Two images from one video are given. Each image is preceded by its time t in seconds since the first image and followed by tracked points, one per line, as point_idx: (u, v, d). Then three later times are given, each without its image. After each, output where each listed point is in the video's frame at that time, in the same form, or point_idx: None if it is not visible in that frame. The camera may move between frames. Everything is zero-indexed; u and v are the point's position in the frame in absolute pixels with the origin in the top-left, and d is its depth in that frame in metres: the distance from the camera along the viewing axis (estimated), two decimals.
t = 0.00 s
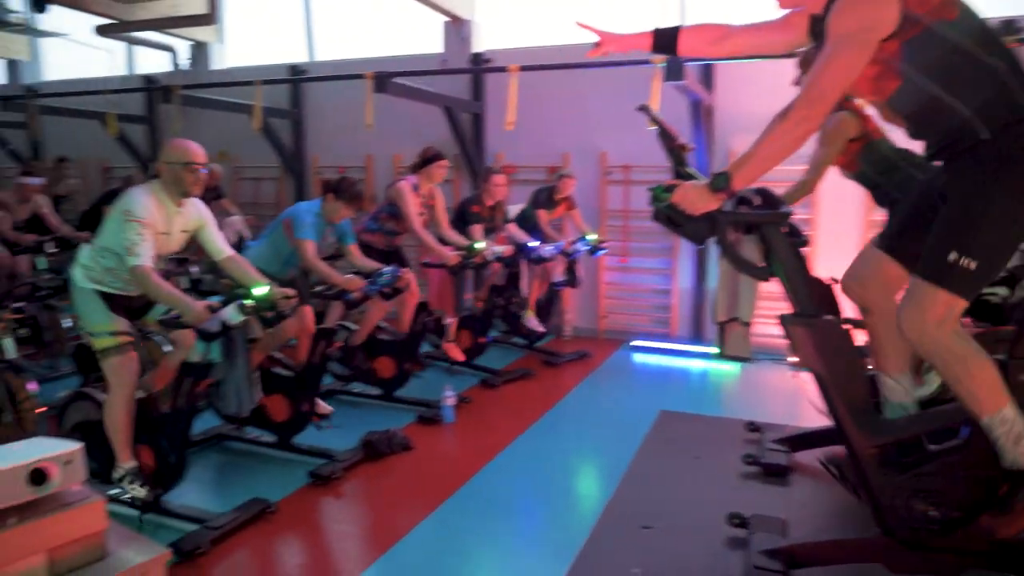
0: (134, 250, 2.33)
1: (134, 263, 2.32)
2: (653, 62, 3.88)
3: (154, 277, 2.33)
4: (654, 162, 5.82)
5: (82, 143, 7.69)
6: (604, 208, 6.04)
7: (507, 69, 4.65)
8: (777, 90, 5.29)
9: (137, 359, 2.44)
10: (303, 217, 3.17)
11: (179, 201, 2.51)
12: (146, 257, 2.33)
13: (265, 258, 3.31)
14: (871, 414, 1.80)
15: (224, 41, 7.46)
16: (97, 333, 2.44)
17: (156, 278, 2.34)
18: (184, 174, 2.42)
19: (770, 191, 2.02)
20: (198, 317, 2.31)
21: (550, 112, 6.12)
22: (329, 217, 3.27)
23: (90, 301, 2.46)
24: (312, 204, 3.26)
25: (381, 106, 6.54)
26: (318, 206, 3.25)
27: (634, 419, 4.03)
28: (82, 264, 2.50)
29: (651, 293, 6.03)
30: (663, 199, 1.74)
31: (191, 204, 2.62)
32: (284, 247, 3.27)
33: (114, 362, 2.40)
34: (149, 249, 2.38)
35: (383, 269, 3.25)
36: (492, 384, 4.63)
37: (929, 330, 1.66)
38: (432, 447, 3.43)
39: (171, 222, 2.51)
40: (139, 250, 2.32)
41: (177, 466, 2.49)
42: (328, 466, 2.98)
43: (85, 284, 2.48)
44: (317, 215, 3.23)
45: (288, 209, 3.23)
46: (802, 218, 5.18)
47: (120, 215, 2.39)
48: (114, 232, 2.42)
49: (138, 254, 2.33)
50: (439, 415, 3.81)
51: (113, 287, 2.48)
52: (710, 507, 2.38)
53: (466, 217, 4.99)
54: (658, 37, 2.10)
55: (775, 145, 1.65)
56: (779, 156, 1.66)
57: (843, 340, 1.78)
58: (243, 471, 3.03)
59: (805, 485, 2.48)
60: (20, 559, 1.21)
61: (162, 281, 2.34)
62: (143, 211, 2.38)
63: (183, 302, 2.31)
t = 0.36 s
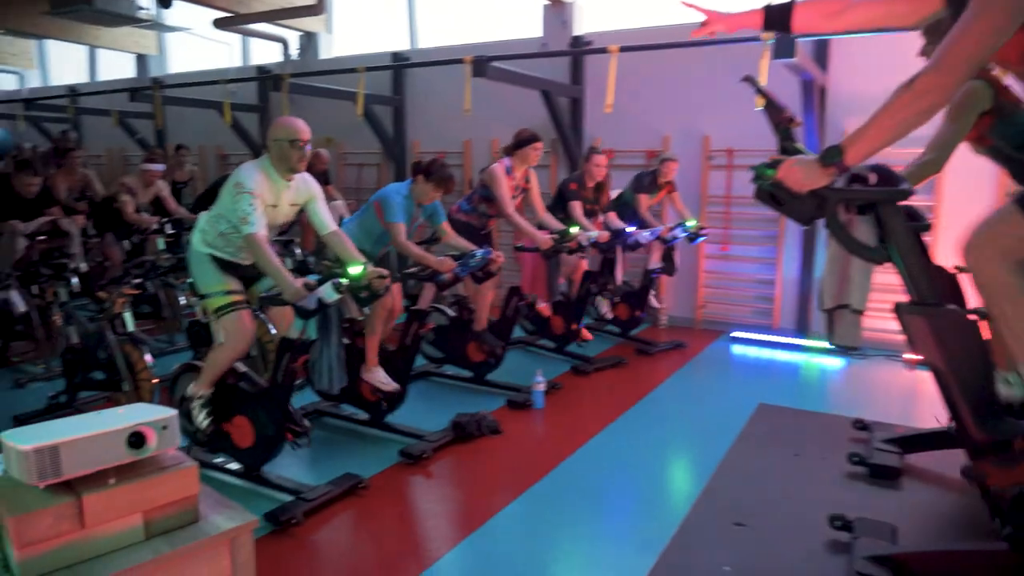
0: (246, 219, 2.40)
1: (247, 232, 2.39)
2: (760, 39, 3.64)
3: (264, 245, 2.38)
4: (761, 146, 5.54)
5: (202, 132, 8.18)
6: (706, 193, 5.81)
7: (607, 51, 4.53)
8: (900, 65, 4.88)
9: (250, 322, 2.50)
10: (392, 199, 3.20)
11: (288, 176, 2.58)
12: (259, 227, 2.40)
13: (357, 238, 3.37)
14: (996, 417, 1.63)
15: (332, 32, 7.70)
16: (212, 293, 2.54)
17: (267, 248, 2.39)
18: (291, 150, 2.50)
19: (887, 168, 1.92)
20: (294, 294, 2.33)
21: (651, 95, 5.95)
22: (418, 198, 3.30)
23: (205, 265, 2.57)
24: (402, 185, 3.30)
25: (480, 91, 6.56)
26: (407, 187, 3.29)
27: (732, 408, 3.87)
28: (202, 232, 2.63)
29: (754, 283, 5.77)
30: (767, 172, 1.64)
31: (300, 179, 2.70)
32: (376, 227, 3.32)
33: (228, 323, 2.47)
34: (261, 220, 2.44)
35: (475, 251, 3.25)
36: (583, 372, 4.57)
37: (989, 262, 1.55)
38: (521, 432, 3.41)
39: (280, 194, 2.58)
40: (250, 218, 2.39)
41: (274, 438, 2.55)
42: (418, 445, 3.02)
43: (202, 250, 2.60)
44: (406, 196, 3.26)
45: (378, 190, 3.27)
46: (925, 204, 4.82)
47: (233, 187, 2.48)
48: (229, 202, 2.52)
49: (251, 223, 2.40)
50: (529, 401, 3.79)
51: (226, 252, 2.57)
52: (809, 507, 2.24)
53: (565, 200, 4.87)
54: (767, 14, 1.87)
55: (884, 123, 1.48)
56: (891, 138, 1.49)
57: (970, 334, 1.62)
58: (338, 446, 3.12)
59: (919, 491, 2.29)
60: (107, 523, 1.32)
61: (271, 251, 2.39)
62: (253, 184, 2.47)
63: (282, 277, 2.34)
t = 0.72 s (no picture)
0: (294, 203, 2.37)
1: (293, 216, 2.37)
2: (839, 14, 3.39)
3: (311, 230, 2.36)
4: (837, 130, 5.23)
5: (268, 119, 8.32)
6: (775, 180, 5.55)
7: (672, 31, 4.33)
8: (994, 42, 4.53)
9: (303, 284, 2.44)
10: (450, 186, 3.13)
11: (333, 157, 2.54)
12: (306, 213, 2.38)
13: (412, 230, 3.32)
14: None
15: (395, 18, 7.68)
16: (261, 261, 2.51)
17: (314, 231, 2.38)
18: (334, 130, 2.45)
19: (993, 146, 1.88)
20: (343, 280, 2.29)
21: (719, 78, 5.70)
22: (476, 184, 3.22)
23: (252, 238, 2.56)
24: (460, 171, 3.22)
25: (541, 75, 6.43)
26: (466, 173, 3.21)
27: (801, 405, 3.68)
28: (249, 207, 2.60)
29: (825, 275, 5.49)
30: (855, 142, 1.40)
31: (347, 159, 2.63)
32: (432, 215, 3.27)
33: (281, 284, 2.42)
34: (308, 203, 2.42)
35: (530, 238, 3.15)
36: (642, 364, 4.43)
37: None
38: (576, 425, 3.31)
39: (326, 177, 2.54)
40: (297, 203, 2.36)
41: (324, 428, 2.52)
42: (469, 436, 2.96)
43: (250, 223, 2.59)
44: (465, 183, 3.18)
45: (436, 177, 3.21)
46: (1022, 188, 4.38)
47: (279, 171, 2.44)
48: (274, 182, 2.48)
49: (298, 206, 2.38)
50: (585, 393, 3.68)
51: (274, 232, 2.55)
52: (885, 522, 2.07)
53: (625, 180, 4.64)
54: None
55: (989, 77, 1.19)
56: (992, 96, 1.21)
57: None
58: (389, 435, 3.09)
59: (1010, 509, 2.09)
60: (131, 515, 1.28)
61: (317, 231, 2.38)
62: (299, 166, 2.43)
63: (331, 262, 2.30)
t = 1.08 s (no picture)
0: (302, 209, 2.26)
1: (299, 223, 2.26)
2: None
3: (318, 238, 2.24)
4: (877, 121, 5.01)
5: (294, 111, 8.28)
6: (812, 173, 5.34)
7: (705, 17, 4.15)
8: None
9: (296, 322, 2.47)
10: (468, 180, 3.01)
11: (350, 155, 2.41)
12: (312, 219, 2.26)
13: (437, 223, 3.23)
14: None
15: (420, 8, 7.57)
16: (266, 293, 2.41)
17: (318, 240, 2.26)
18: (355, 125, 2.33)
19: None
20: (353, 281, 2.18)
21: (754, 67, 5.50)
22: (494, 182, 3.10)
23: (262, 251, 2.42)
24: (477, 169, 3.11)
25: (568, 66, 6.28)
26: (483, 171, 3.10)
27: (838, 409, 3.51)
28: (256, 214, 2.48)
29: (862, 272, 5.28)
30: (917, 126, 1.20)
31: (362, 158, 2.52)
32: (452, 215, 3.16)
33: (274, 324, 2.41)
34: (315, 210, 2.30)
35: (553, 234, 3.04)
36: (670, 364, 4.28)
37: None
38: (602, 427, 3.19)
39: (342, 178, 2.43)
40: (306, 209, 2.25)
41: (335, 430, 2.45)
42: (487, 440, 2.85)
43: (257, 235, 2.44)
44: (482, 179, 3.07)
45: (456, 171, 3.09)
46: None
47: (293, 170, 2.31)
48: (286, 189, 2.36)
49: (305, 214, 2.27)
50: (610, 395, 3.56)
51: (282, 247, 2.39)
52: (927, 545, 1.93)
53: (652, 181, 4.47)
54: None
55: None
56: None
57: None
58: (406, 436, 3.01)
59: None
60: (102, 542, 1.20)
61: (323, 241, 2.26)
62: (313, 167, 2.31)
63: (338, 265, 2.19)
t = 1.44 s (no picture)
0: (295, 205, 2.20)
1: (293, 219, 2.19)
2: None
3: (309, 234, 2.16)
4: (895, 117, 4.85)
5: (300, 108, 8.21)
6: (826, 172, 5.20)
7: (716, 9, 4.02)
8: None
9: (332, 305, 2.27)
10: (468, 183, 2.91)
11: (353, 149, 2.32)
12: (305, 214, 2.19)
13: (429, 234, 3.12)
14: None
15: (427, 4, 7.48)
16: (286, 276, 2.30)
17: (312, 236, 2.17)
18: (348, 113, 2.27)
19: None
20: (345, 281, 2.08)
21: (767, 61, 5.36)
22: (496, 178, 2.99)
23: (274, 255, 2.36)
24: (478, 166, 3.00)
25: (576, 62, 6.17)
26: (485, 167, 2.99)
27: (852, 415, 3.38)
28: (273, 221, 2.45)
29: (877, 273, 5.14)
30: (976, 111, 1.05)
31: (371, 154, 2.45)
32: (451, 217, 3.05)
33: (308, 305, 2.23)
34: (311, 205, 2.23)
35: (555, 234, 2.93)
36: (679, 367, 4.16)
37: None
38: (608, 433, 3.08)
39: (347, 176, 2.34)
40: (298, 204, 2.18)
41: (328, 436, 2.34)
42: (487, 447, 2.75)
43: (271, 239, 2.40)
44: (484, 179, 2.97)
45: (453, 174, 2.99)
46: None
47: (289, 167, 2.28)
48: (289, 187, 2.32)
49: (299, 210, 2.20)
50: (616, 400, 3.44)
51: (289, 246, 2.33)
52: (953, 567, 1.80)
53: (665, 173, 4.35)
54: None
55: None
56: None
57: None
58: (404, 442, 2.91)
59: None
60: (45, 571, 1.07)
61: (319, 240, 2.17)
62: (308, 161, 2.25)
63: (331, 265, 2.10)
